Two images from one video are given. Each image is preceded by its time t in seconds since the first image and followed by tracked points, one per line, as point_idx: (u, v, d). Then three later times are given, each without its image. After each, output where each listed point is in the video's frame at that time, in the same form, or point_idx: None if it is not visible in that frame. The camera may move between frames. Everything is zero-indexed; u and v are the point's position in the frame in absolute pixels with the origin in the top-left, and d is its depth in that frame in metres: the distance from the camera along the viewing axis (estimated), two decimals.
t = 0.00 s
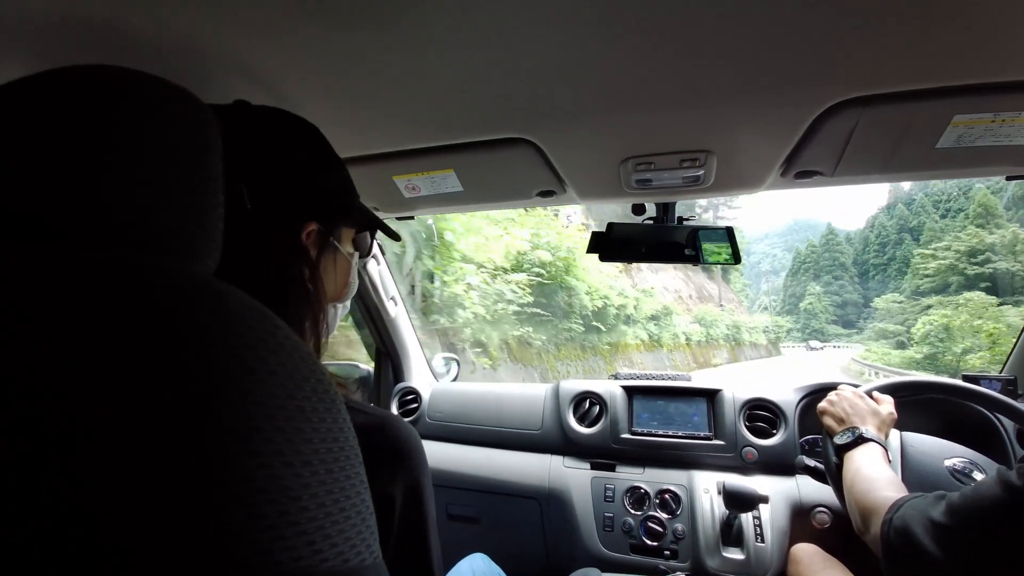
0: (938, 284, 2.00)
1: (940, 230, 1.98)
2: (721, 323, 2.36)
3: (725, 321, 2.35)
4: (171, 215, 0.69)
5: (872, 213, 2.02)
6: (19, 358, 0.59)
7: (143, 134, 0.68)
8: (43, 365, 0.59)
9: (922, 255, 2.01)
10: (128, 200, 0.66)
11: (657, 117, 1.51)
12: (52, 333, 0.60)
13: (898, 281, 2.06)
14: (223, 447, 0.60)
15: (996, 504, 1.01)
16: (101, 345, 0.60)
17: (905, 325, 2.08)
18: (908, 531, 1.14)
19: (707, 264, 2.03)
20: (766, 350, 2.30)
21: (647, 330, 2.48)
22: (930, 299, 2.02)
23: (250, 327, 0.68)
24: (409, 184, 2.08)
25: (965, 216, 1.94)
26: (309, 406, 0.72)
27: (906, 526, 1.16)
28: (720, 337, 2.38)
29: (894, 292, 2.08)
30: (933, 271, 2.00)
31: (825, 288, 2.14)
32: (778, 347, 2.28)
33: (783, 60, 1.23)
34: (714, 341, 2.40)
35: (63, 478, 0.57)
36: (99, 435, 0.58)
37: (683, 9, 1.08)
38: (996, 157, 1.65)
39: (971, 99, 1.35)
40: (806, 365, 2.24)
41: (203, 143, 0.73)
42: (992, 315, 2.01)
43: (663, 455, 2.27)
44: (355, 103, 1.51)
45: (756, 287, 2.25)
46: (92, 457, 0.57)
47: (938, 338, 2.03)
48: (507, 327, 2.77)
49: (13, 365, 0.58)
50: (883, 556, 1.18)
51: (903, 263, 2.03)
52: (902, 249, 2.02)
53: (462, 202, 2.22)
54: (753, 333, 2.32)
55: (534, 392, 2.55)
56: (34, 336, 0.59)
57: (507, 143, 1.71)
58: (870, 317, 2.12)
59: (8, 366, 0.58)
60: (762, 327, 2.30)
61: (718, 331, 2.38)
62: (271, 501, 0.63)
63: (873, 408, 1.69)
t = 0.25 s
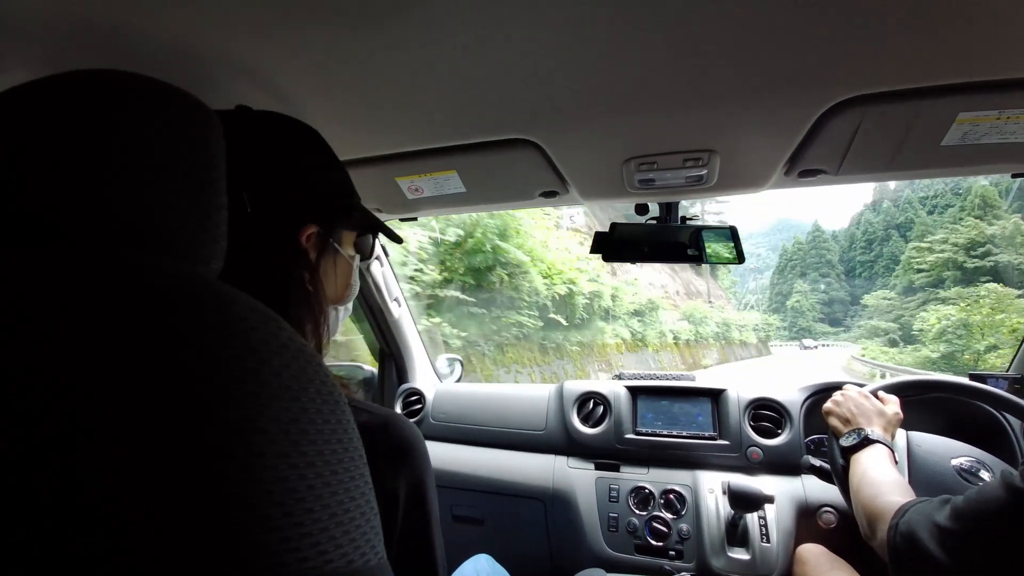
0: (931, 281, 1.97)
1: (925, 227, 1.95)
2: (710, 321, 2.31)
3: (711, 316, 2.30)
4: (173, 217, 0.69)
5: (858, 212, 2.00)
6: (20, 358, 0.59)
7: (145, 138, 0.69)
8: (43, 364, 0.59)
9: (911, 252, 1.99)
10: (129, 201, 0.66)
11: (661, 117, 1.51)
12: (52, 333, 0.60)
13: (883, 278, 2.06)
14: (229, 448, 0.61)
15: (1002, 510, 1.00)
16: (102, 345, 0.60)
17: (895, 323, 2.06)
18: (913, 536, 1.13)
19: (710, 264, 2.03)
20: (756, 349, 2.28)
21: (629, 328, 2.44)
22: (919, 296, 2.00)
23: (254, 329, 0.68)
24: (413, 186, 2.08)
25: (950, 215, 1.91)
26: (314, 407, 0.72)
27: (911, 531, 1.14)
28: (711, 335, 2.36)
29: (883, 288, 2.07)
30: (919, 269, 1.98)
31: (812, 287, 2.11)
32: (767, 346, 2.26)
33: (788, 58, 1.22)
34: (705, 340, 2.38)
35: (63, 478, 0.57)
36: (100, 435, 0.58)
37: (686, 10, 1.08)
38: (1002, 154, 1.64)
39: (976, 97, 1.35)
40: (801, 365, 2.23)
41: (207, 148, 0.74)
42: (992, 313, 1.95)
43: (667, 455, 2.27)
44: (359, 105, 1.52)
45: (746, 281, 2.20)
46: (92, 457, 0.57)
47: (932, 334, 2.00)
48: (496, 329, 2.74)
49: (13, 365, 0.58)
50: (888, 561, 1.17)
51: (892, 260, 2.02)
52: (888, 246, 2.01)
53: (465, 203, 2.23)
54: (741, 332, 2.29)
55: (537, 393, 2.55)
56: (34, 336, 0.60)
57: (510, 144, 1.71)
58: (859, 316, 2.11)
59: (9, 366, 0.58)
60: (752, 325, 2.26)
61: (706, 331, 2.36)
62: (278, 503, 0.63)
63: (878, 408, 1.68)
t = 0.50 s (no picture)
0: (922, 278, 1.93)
1: (908, 222, 1.95)
2: (697, 317, 2.30)
3: (693, 310, 2.29)
4: (174, 217, 0.69)
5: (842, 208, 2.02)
6: (20, 358, 0.59)
7: (145, 138, 0.69)
8: (44, 365, 0.59)
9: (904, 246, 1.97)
10: (130, 202, 0.66)
11: (663, 115, 1.51)
12: (53, 333, 0.60)
13: (868, 275, 2.03)
14: (232, 448, 0.61)
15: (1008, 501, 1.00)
16: (102, 345, 0.60)
17: (885, 321, 2.03)
18: (918, 529, 1.12)
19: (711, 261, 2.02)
20: (744, 347, 2.27)
21: (611, 326, 2.44)
22: (907, 293, 1.96)
23: (257, 329, 0.68)
24: (414, 185, 2.08)
25: (936, 211, 1.92)
26: (317, 407, 0.72)
27: (916, 524, 1.14)
28: (698, 335, 2.35)
29: (872, 283, 2.04)
30: (909, 264, 1.96)
31: (796, 284, 2.12)
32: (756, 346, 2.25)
33: (791, 54, 1.22)
34: (690, 340, 2.37)
35: (63, 477, 0.57)
36: (100, 435, 0.58)
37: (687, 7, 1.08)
38: (1005, 149, 1.63)
39: (980, 91, 1.34)
40: (793, 362, 2.21)
41: (207, 147, 0.74)
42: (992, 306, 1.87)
43: (670, 453, 2.27)
44: (360, 105, 1.52)
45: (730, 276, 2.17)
46: (92, 457, 0.58)
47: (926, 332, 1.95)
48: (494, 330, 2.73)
49: (14, 365, 0.59)
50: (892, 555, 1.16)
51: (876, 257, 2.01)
52: (872, 242, 1.99)
53: (467, 202, 2.23)
54: (729, 330, 2.27)
55: (539, 392, 2.55)
56: (34, 336, 0.60)
57: (511, 143, 1.71)
58: (847, 313, 2.10)
59: (9, 366, 0.58)
60: (740, 324, 2.25)
61: (694, 330, 2.34)
62: (282, 502, 0.63)
63: (881, 405, 1.68)
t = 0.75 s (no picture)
0: (912, 273, 1.96)
1: (893, 220, 1.98)
2: (682, 314, 2.31)
3: (672, 304, 2.31)
4: (174, 218, 0.69)
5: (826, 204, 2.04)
6: (20, 358, 0.59)
7: (144, 138, 0.69)
8: (44, 365, 0.59)
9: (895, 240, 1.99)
10: (130, 202, 0.66)
11: (664, 115, 1.50)
12: (53, 334, 0.60)
13: (853, 272, 2.06)
14: (233, 449, 0.61)
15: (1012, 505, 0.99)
16: (101, 346, 0.60)
17: (873, 318, 2.04)
18: (925, 534, 1.13)
19: (712, 261, 2.02)
20: (731, 346, 2.28)
21: (584, 319, 2.48)
22: (896, 289, 1.98)
23: (258, 330, 0.68)
24: (415, 186, 2.08)
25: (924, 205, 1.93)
26: (319, 407, 0.72)
27: (922, 529, 1.14)
28: (685, 331, 2.34)
29: (859, 280, 2.06)
30: (895, 260, 1.98)
31: (780, 282, 2.16)
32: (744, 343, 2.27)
33: (794, 53, 1.21)
34: (675, 340, 2.39)
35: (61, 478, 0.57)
36: (99, 435, 0.58)
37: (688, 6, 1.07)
38: (1007, 147, 1.62)
39: (983, 90, 1.34)
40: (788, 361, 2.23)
41: (208, 148, 0.74)
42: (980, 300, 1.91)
43: (671, 453, 2.27)
44: (361, 106, 1.52)
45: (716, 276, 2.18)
46: (92, 457, 0.58)
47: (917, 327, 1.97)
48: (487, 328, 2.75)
49: (14, 366, 0.59)
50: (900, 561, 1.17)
51: (862, 253, 2.03)
52: (857, 239, 2.02)
53: (468, 203, 2.23)
54: (719, 328, 2.28)
55: (541, 392, 2.55)
56: (33, 337, 0.60)
57: (512, 144, 1.71)
58: (837, 310, 2.12)
59: (10, 367, 0.58)
60: (728, 323, 2.27)
61: (679, 329, 2.36)
62: (284, 502, 0.63)
63: (885, 405, 1.67)
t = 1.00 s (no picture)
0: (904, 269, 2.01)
1: (876, 216, 2.00)
2: (666, 309, 2.34)
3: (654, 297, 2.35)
4: (175, 221, 0.70)
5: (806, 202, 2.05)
6: (21, 359, 0.59)
7: (143, 141, 0.69)
8: (46, 367, 0.59)
9: (889, 232, 2.01)
10: (130, 204, 0.67)
11: (664, 113, 1.50)
12: (54, 336, 0.60)
13: (837, 269, 2.09)
14: (236, 449, 0.61)
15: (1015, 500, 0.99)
16: (102, 346, 0.61)
17: (863, 315, 2.10)
18: (925, 530, 1.12)
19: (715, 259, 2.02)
20: (717, 346, 2.35)
21: (540, 313, 2.57)
22: (888, 284, 2.04)
23: (261, 332, 0.68)
24: (415, 186, 2.08)
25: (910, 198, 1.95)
26: (321, 408, 0.73)
27: (923, 525, 1.14)
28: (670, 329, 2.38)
29: (846, 277, 2.10)
30: (885, 256, 2.02)
31: (764, 279, 2.21)
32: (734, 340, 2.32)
33: (796, 50, 1.21)
34: (660, 339, 2.44)
35: (61, 476, 0.58)
36: (100, 436, 0.58)
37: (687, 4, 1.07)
38: (1007, 143, 1.62)
39: (983, 86, 1.33)
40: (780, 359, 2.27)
41: (208, 151, 0.74)
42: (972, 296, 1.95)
43: (672, 452, 2.27)
44: (361, 106, 1.52)
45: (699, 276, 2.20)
46: (93, 455, 0.58)
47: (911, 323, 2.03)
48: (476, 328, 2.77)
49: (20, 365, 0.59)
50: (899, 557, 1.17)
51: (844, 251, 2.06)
52: (840, 236, 2.04)
53: (468, 202, 2.23)
54: (707, 327, 2.33)
55: (542, 391, 2.55)
56: (35, 337, 0.60)
57: (512, 143, 1.71)
58: (829, 307, 2.16)
59: (14, 369, 0.59)
60: (715, 321, 2.31)
61: (664, 327, 2.40)
62: (287, 502, 0.64)
63: (886, 402, 1.68)
